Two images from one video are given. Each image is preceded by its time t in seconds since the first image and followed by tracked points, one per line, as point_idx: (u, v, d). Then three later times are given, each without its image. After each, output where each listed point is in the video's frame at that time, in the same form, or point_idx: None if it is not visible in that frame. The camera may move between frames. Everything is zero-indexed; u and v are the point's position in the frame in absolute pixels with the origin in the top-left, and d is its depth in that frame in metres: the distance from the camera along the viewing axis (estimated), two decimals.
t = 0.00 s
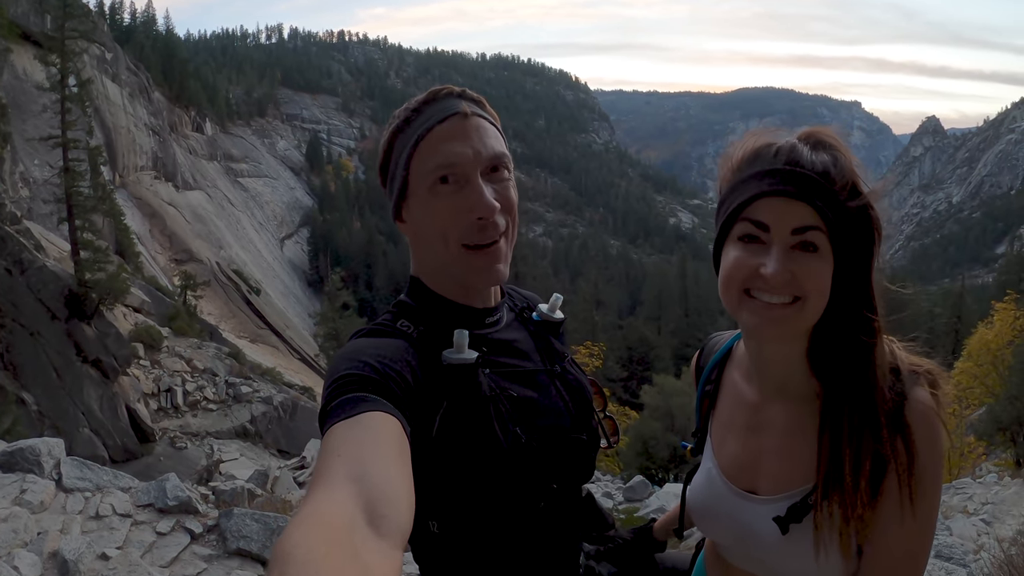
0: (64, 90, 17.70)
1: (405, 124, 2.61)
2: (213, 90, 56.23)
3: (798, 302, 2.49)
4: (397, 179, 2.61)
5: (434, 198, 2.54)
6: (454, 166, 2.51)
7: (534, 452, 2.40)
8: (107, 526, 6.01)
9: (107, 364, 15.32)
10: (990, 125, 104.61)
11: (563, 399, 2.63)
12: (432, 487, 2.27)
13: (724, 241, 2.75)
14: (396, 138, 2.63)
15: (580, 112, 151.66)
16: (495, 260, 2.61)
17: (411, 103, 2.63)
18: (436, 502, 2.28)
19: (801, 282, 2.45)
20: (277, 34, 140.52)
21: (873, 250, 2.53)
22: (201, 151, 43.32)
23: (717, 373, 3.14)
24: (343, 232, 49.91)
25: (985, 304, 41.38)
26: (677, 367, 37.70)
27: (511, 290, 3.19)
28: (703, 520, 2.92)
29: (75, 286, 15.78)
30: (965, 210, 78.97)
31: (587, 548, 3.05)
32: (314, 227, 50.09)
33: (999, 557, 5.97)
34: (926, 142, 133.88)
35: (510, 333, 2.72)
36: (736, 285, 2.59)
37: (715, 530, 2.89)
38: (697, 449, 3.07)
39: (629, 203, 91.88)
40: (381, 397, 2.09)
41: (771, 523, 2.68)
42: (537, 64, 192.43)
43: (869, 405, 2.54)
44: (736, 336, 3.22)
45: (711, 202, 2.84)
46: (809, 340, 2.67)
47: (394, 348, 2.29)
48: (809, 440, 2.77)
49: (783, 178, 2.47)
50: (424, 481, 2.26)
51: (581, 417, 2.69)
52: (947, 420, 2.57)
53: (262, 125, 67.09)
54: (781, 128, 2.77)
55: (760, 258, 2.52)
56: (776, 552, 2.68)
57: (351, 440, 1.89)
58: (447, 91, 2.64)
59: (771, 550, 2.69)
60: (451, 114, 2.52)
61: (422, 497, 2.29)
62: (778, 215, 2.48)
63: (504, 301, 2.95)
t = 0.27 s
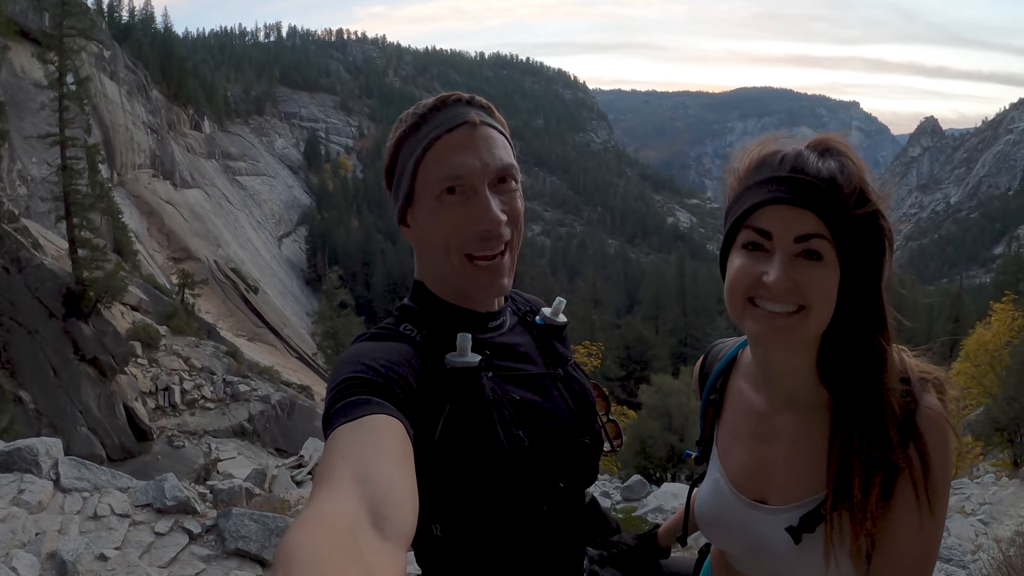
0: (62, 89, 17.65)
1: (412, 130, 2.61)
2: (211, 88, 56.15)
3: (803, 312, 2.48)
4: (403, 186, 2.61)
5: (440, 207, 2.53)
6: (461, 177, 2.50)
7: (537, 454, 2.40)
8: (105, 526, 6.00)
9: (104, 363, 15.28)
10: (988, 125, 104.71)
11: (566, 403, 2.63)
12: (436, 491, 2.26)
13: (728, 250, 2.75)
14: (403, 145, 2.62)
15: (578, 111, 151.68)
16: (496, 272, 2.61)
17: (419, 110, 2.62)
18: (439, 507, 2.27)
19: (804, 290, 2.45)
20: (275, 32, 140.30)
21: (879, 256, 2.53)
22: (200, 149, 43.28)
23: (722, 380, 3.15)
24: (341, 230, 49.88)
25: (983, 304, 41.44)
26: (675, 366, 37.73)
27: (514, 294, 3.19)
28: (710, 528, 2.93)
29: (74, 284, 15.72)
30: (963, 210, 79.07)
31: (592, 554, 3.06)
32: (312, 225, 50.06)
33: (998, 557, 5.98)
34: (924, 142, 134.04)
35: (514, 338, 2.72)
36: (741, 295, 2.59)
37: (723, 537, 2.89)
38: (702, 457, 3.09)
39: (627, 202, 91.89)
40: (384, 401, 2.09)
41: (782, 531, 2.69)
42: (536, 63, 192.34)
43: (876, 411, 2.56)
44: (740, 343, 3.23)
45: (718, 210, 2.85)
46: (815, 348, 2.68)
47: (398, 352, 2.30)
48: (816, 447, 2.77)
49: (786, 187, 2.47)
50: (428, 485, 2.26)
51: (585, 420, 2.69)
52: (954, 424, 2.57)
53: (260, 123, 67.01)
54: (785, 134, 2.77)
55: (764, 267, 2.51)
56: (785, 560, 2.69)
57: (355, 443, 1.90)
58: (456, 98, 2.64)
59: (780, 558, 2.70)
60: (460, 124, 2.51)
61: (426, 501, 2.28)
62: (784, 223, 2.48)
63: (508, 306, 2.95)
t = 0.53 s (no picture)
0: (62, 85, 17.63)
1: (412, 129, 2.61)
2: (211, 85, 56.11)
3: (801, 315, 2.49)
4: (406, 183, 2.60)
5: (444, 204, 2.53)
6: (464, 173, 2.51)
7: (537, 454, 2.39)
8: (103, 524, 5.99)
9: (103, 360, 15.23)
10: (988, 127, 104.72)
11: (567, 403, 2.63)
12: (437, 490, 2.26)
13: (729, 252, 2.76)
14: (407, 142, 2.62)
15: (578, 111, 151.70)
16: (497, 267, 2.58)
17: (422, 107, 2.62)
18: (439, 506, 2.27)
19: (801, 294, 2.46)
20: (275, 30, 140.10)
21: (882, 257, 2.53)
22: (199, 147, 43.23)
23: (724, 381, 3.16)
24: (341, 229, 49.85)
25: (981, 306, 41.47)
26: (674, 367, 37.76)
27: (513, 293, 3.19)
28: (712, 528, 2.94)
29: (72, 282, 15.68)
30: (962, 212, 79.14)
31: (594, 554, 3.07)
32: (311, 223, 50.04)
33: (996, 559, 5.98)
34: (924, 143, 134.12)
35: (515, 338, 2.72)
36: (739, 297, 2.59)
37: (724, 538, 2.91)
38: (704, 457, 3.10)
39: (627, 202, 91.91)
40: (383, 401, 2.08)
41: (783, 532, 2.70)
42: (536, 62, 192.23)
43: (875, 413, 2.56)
44: (742, 343, 3.24)
45: (719, 211, 2.85)
46: (816, 350, 2.68)
47: (397, 351, 2.29)
48: (817, 448, 2.78)
49: (784, 192, 2.47)
50: (428, 485, 2.25)
51: (585, 420, 2.69)
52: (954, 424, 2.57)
53: (260, 121, 67.00)
54: (788, 135, 2.77)
55: (763, 271, 2.52)
56: (786, 560, 2.71)
57: (354, 443, 1.90)
58: (458, 96, 2.63)
59: (781, 557, 2.71)
60: (463, 119, 2.52)
61: (426, 500, 2.28)
62: (782, 227, 2.48)
63: (507, 306, 2.95)
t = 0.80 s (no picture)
0: (67, 82, 17.64)
1: (439, 127, 2.52)
2: (216, 83, 56.18)
3: (798, 317, 2.49)
4: (431, 182, 2.49)
5: (482, 206, 2.51)
6: (509, 176, 2.52)
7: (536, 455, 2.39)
8: (103, 520, 6.00)
9: (104, 356, 15.21)
10: (992, 132, 104.58)
11: (565, 403, 2.63)
12: (435, 490, 2.26)
13: (728, 252, 2.76)
14: (429, 142, 2.52)
15: (582, 111, 151.72)
16: (527, 269, 2.63)
17: (440, 105, 2.54)
18: (438, 505, 2.27)
19: (799, 296, 2.46)
20: (280, 28, 140.24)
21: (879, 259, 2.53)
22: (203, 144, 43.28)
23: (725, 381, 3.16)
24: (343, 227, 49.89)
25: (983, 310, 41.42)
26: (675, 369, 37.74)
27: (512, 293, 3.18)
28: (709, 528, 2.95)
29: (75, 278, 15.80)
30: (965, 217, 79.08)
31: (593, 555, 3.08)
32: (314, 222, 50.08)
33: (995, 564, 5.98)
34: (927, 147, 133.98)
35: (515, 337, 2.72)
36: (738, 297, 2.60)
37: (721, 538, 2.92)
38: (704, 457, 3.10)
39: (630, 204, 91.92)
40: (382, 400, 2.09)
41: (778, 532, 2.71)
42: (540, 63, 192.27)
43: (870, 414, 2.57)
44: (742, 343, 3.24)
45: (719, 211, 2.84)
46: (814, 352, 2.68)
47: (395, 350, 2.29)
48: (814, 449, 2.78)
49: (782, 192, 2.47)
50: (427, 484, 2.26)
51: (584, 419, 2.69)
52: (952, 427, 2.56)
53: (264, 119, 67.07)
54: (790, 136, 2.77)
55: (760, 272, 2.52)
56: (781, 561, 2.71)
57: (350, 443, 1.90)
58: (478, 95, 2.59)
59: (777, 558, 2.72)
60: (498, 121, 2.52)
61: (424, 500, 2.28)
62: (780, 228, 2.48)
63: (506, 305, 2.94)
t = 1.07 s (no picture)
0: (77, 79, 17.73)
1: (427, 125, 2.55)
2: (225, 83, 56.43)
3: (793, 319, 2.50)
4: (421, 179, 2.54)
5: (466, 203, 2.51)
6: (491, 174, 2.51)
7: (534, 455, 2.38)
8: (106, 515, 6.02)
9: (110, 352, 15.38)
10: (1002, 139, 104.02)
11: (562, 403, 2.63)
12: (432, 487, 2.27)
13: (727, 253, 2.76)
14: (422, 139, 2.56)
15: (590, 114, 151.60)
16: (511, 269, 2.62)
17: (436, 101, 2.57)
18: (435, 505, 2.28)
19: (795, 298, 2.46)
20: (290, 29, 140.65)
21: (880, 261, 2.52)
22: (211, 143, 43.43)
23: (725, 382, 3.18)
24: (350, 228, 49.99)
25: (991, 318, 41.18)
26: (680, 373, 37.63)
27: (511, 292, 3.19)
28: (707, 528, 2.97)
29: (82, 274, 15.82)
30: (974, 224, 78.64)
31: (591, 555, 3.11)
32: (321, 222, 50.18)
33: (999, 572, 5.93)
34: (936, 154, 133.38)
35: (514, 337, 2.73)
36: (734, 298, 2.61)
37: (718, 539, 2.93)
38: (703, 458, 3.12)
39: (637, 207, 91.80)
40: (381, 398, 2.09)
41: (772, 534, 2.73)
42: (549, 66, 192.39)
43: (865, 418, 2.56)
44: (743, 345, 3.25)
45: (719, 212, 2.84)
46: (811, 355, 2.67)
47: (394, 349, 2.30)
48: (809, 451, 2.79)
49: (778, 196, 2.47)
50: (424, 481, 2.26)
51: (582, 419, 2.69)
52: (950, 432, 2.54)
53: (273, 119, 67.31)
54: (793, 137, 2.75)
55: (756, 274, 2.53)
56: (775, 560, 2.73)
57: (347, 441, 1.91)
58: (471, 94, 2.60)
59: (770, 559, 2.74)
60: (485, 119, 2.51)
61: (423, 499, 2.29)
62: (776, 232, 2.48)
63: (503, 305, 2.94)
